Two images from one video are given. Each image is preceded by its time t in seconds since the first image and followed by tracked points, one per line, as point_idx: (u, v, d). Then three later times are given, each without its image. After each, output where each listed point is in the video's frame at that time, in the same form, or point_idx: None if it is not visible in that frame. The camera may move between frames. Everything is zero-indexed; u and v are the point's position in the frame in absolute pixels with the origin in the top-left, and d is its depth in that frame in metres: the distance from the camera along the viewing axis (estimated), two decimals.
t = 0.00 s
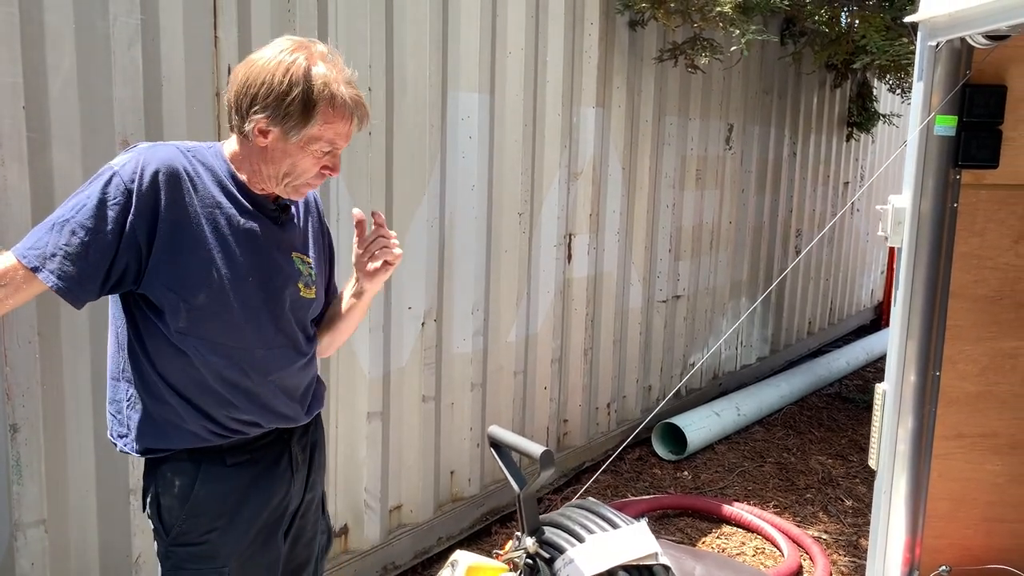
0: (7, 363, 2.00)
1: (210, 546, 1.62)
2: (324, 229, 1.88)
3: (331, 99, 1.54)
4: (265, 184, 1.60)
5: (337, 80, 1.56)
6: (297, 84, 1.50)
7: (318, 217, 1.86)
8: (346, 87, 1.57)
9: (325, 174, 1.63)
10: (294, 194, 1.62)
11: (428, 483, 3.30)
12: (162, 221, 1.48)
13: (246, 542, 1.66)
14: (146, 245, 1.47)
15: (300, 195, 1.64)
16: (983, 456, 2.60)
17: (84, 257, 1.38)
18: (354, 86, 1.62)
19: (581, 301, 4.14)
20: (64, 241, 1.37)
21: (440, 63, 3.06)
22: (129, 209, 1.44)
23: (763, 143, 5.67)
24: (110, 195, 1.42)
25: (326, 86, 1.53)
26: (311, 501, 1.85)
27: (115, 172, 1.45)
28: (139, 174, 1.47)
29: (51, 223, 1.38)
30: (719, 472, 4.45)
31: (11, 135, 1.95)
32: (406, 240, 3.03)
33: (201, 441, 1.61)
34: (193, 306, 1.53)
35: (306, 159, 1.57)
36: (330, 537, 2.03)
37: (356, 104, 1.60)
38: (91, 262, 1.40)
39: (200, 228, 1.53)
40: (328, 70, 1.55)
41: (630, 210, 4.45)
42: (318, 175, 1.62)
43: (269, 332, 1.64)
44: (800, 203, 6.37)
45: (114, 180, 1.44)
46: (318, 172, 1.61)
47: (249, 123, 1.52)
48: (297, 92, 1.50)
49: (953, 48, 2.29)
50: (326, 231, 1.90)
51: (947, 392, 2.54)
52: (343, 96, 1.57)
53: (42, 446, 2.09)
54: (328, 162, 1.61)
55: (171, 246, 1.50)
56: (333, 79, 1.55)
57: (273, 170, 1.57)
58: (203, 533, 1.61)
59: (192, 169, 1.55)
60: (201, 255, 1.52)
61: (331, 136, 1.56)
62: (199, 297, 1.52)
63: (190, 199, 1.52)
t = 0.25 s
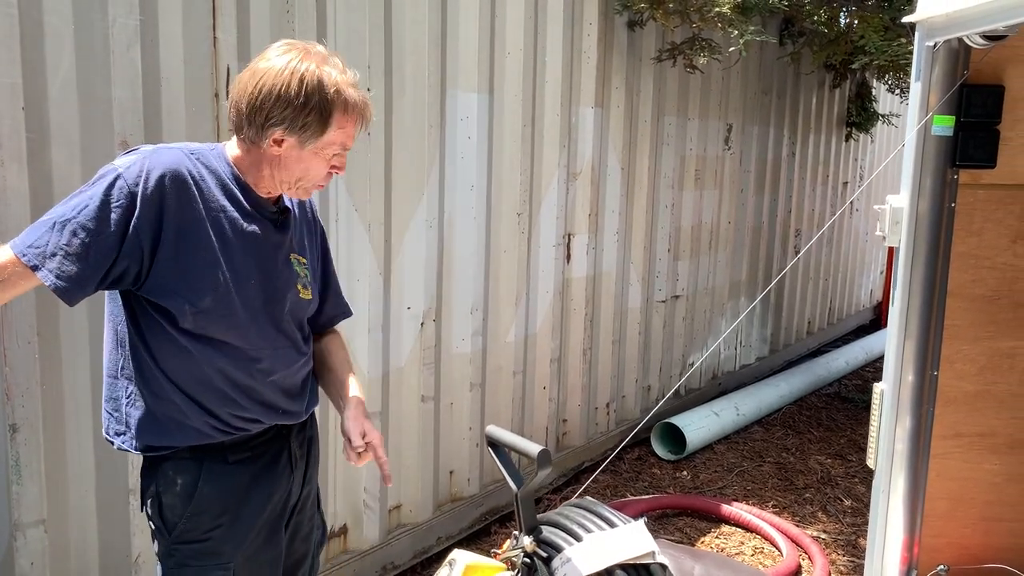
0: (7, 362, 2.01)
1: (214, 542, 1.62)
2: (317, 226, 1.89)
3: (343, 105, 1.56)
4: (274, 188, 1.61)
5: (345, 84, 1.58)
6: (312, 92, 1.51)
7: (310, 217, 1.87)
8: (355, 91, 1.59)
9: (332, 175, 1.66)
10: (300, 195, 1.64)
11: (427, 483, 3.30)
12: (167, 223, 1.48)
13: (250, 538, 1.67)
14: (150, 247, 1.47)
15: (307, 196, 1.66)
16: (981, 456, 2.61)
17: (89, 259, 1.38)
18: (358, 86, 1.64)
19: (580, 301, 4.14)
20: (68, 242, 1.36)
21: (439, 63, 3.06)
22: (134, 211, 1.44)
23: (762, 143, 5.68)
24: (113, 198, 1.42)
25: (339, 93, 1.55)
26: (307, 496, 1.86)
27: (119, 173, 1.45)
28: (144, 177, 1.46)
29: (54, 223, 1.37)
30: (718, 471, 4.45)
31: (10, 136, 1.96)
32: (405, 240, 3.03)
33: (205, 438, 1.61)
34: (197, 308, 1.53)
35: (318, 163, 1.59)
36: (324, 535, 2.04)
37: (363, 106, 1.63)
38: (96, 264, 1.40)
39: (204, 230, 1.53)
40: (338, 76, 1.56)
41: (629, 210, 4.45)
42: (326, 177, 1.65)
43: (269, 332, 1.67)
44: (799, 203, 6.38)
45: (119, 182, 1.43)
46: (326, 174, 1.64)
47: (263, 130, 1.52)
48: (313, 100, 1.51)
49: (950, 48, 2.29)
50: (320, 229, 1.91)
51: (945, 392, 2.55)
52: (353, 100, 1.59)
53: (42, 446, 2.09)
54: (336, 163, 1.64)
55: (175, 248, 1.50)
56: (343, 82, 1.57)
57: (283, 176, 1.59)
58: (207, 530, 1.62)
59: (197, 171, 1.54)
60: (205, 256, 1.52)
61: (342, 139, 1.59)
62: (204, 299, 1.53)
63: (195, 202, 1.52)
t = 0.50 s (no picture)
0: (6, 360, 2.01)
1: (225, 539, 1.63)
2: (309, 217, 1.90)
3: (353, 101, 1.58)
4: (281, 183, 1.63)
5: (353, 79, 1.59)
6: (324, 89, 1.52)
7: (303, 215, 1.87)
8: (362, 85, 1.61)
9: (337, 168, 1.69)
10: (305, 188, 1.66)
11: (426, 481, 3.31)
12: (177, 221, 1.48)
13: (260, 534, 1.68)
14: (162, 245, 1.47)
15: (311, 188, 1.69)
16: (978, 453, 2.62)
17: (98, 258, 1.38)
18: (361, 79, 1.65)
19: (579, 300, 4.15)
20: (77, 242, 1.37)
21: (438, 62, 3.07)
22: (144, 209, 1.44)
23: (761, 142, 5.68)
24: (121, 196, 1.42)
25: (349, 90, 1.56)
26: (307, 496, 1.86)
27: (126, 172, 1.44)
28: (153, 175, 1.46)
29: (63, 224, 1.37)
30: (717, 470, 4.46)
31: (9, 134, 1.96)
32: (404, 238, 3.04)
33: (215, 435, 1.62)
34: (210, 305, 1.53)
35: (326, 157, 1.62)
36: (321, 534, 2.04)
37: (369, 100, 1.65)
38: (107, 263, 1.40)
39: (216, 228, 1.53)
40: (346, 72, 1.57)
41: (628, 209, 4.45)
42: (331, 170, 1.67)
43: (277, 326, 1.68)
44: (798, 202, 6.38)
45: (127, 181, 1.43)
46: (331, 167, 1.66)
47: (275, 128, 1.52)
48: (325, 97, 1.52)
49: (947, 47, 2.30)
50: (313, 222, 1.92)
51: (943, 390, 2.55)
52: (361, 95, 1.61)
53: (40, 444, 2.10)
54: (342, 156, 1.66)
55: (186, 246, 1.50)
56: (351, 77, 1.58)
57: (291, 171, 1.61)
58: (218, 527, 1.62)
59: (204, 170, 1.54)
60: (217, 254, 1.53)
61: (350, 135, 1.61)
62: (217, 296, 1.53)
63: (206, 199, 1.52)
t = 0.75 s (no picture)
0: (3, 357, 2.01)
1: (215, 540, 1.62)
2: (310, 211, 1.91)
3: (322, 86, 1.53)
4: (263, 176, 1.60)
5: (331, 70, 1.56)
6: (290, 71, 1.51)
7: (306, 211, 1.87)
8: (342, 77, 1.57)
9: (319, 166, 1.62)
10: (290, 186, 1.62)
11: (425, 479, 3.31)
12: (164, 216, 1.48)
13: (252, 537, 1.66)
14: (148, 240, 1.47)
15: (295, 187, 1.63)
16: (976, 450, 2.61)
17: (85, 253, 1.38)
18: (349, 76, 1.62)
19: (578, 298, 4.14)
20: (62, 237, 1.36)
21: (437, 59, 3.06)
22: (130, 204, 1.44)
23: (761, 141, 5.68)
24: (107, 191, 1.42)
25: (318, 74, 1.53)
26: (309, 497, 1.86)
27: (114, 167, 1.45)
28: (139, 169, 1.46)
29: (50, 220, 1.37)
30: (716, 468, 4.46)
31: (7, 130, 1.96)
32: (403, 236, 3.03)
33: (206, 434, 1.61)
34: (197, 301, 1.53)
35: (301, 149, 1.56)
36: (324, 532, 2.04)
37: (348, 93, 1.60)
38: (93, 258, 1.40)
39: (201, 223, 1.53)
40: (321, 60, 1.55)
41: (627, 207, 4.45)
42: (311, 165, 1.61)
43: (269, 322, 1.67)
44: (798, 201, 6.38)
45: (113, 175, 1.43)
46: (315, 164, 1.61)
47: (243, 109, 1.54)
48: (289, 78, 1.51)
49: (946, 43, 2.29)
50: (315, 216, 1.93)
51: (942, 387, 2.55)
52: (339, 86, 1.56)
53: (38, 440, 2.10)
54: (325, 152, 1.60)
55: (173, 241, 1.50)
56: (327, 67, 1.55)
57: (267, 160, 1.58)
58: (208, 527, 1.62)
59: (190, 164, 1.54)
60: (203, 249, 1.53)
61: (326, 126, 1.56)
62: (204, 292, 1.53)
63: (190, 194, 1.52)
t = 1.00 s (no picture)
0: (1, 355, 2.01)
1: (187, 538, 1.59)
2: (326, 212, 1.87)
3: (234, 76, 1.47)
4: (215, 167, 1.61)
5: (260, 66, 1.48)
6: (222, 60, 1.51)
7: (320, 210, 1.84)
8: (268, 71, 1.48)
9: (237, 162, 1.52)
10: (238, 186, 1.58)
11: (423, 478, 3.30)
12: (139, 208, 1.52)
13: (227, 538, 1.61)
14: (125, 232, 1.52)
15: (228, 182, 1.57)
16: (975, 449, 2.61)
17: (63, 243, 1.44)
18: (293, 73, 1.51)
19: (577, 297, 4.15)
20: (44, 228, 1.43)
21: (436, 58, 3.07)
22: (109, 196, 1.49)
23: (760, 140, 5.68)
24: (91, 184, 1.48)
25: (236, 65, 1.48)
26: (307, 504, 1.82)
27: (99, 162, 1.51)
28: (120, 163, 1.52)
29: (38, 214, 1.45)
30: (714, 467, 4.46)
31: (5, 128, 1.96)
32: (401, 234, 3.03)
33: (182, 430, 1.60)
34: (165, 294, 1.53)
35: (220, 139, 1.52)
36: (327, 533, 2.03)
37: (269, 91, 1.48)
38: (72, 248, 1.46)
39: (174, 216, 1.55)
40: (253, 54, 1.49)
41: (626, 207, 4.46)
42: (229, 160, 1.53)
43: (247, 320, 1.61)
44: (797, 200, 6.39)
45: (97, 169, 1.50)
46: (247, 165, 1.53)
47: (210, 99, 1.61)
48: (218, 66, 1.51)
49: (944, 42, 2.30)
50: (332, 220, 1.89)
51: (940, 385, 2.55)
52: (263, 82, 1.47)
53: (36, 438, 2.10)
54: (252, 152, 1.51)
55: (147, 233, 1.53)
56: (254, 62, 1.48)
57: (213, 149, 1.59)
58: (182, 523, 1.59)
59: (173, 159, 1.58)
60: (174, 241, 1.54)
61: (243, 122, 1.48)
62: (170, 284, 1.53)
63: (166, 187, 1.55)
